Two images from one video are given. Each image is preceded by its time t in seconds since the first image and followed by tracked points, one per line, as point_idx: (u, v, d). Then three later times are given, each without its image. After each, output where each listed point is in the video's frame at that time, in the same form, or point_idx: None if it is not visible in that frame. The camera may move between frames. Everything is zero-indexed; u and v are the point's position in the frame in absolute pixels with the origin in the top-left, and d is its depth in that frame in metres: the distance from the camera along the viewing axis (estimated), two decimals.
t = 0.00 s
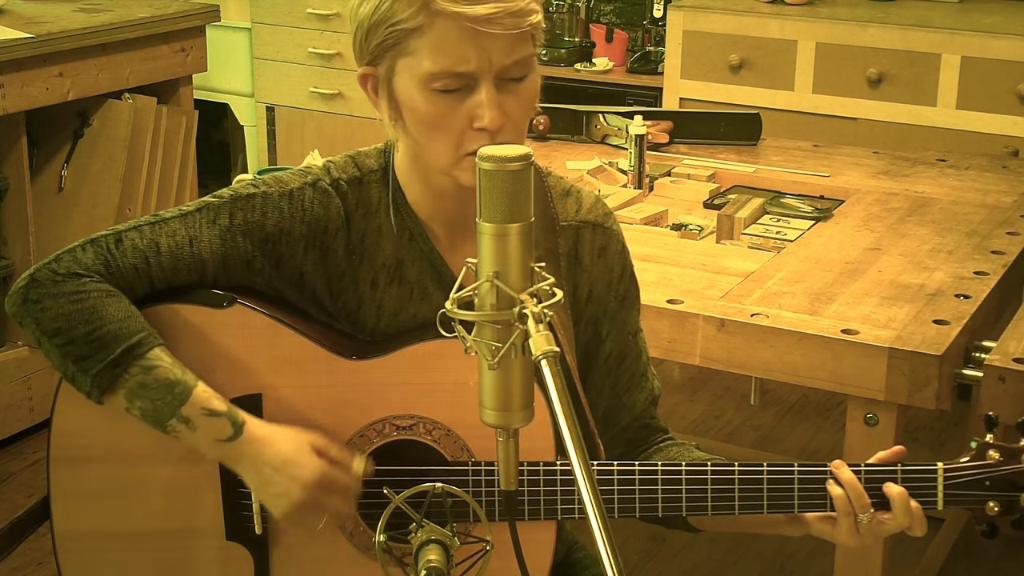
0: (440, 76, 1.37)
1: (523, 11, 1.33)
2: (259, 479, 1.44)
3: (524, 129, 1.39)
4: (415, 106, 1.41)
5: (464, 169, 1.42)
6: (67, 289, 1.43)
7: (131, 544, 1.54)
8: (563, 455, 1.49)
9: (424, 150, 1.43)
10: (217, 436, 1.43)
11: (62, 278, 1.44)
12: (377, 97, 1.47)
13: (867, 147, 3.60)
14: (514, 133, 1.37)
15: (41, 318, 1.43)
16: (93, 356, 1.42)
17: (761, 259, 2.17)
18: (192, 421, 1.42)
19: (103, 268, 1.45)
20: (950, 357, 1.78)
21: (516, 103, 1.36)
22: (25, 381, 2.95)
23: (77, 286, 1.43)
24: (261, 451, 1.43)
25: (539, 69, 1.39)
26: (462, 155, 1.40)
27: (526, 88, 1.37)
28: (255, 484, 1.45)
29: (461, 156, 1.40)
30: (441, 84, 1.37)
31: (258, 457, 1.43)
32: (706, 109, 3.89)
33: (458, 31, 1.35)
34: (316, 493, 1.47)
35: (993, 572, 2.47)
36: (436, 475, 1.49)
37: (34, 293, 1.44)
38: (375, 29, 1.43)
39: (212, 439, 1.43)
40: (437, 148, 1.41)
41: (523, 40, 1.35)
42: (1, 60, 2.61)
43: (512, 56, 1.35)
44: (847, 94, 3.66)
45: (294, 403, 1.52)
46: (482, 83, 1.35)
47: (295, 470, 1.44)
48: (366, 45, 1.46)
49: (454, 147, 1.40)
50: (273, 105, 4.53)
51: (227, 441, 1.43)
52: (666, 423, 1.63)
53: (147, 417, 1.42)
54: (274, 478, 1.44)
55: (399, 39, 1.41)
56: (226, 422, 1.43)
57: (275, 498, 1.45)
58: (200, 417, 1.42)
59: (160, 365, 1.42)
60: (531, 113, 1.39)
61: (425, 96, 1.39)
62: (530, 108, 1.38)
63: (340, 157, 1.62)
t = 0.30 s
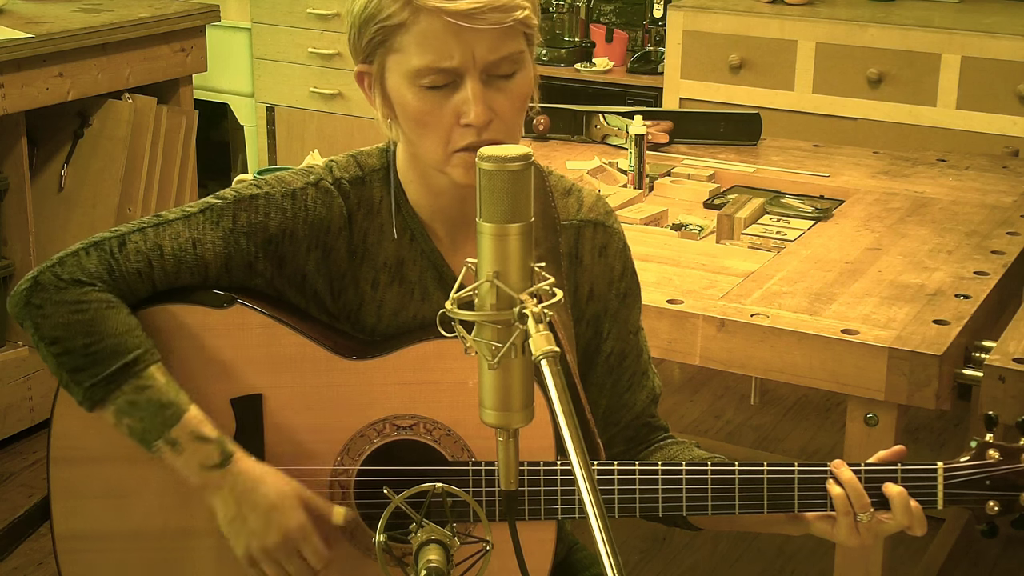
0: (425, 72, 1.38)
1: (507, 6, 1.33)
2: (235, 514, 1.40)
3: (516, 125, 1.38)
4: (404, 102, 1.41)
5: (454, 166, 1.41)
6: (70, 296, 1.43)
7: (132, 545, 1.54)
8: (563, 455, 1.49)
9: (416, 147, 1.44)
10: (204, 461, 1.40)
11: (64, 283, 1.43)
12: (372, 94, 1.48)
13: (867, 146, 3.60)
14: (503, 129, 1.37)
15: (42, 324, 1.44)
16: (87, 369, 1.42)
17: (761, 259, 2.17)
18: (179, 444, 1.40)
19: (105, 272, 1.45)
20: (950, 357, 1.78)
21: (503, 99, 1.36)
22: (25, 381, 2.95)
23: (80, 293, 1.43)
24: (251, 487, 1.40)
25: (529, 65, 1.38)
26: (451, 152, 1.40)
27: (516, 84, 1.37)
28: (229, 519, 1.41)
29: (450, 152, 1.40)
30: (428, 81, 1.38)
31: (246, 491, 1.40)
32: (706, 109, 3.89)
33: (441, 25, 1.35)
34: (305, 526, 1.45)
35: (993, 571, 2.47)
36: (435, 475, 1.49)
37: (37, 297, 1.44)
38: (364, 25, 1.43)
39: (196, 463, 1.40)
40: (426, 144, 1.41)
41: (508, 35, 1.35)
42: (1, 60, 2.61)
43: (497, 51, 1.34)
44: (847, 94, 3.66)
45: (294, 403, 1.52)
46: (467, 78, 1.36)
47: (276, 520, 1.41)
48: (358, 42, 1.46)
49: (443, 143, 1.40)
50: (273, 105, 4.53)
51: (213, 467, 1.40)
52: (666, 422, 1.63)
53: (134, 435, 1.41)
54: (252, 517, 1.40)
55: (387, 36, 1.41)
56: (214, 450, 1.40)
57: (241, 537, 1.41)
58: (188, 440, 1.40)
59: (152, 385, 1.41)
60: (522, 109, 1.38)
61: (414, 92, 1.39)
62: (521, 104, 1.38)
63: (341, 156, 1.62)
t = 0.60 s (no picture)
0: (418, 68, 1.38)
1: (498, 2, 1.33)
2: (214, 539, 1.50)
3: (509, 122, 1.38)
4: (399, 99, 1.41)
5: (448, 163, 1.41)
6: (64, 304, 1.44)
7: (130, 546, 1.53)
8: (563, 455, 1.49)
9: (410, 144, 1.44)
10: (169, 496, 1.47)
11: (61, 289, 1.44)
12: (368, 92, 1.48)
13: (867, 146, 3.59)
14: (496, 126, 1.37)
15: (34, 329, 1.45)
16: (70, 383, 1.44)
17: (761, 259, 2.17)
18: (148, 473, 1.45)
19: (104, 274, 1.45)
20: (950, 358, 1.78)
21: (496, 96, 1.37)
22: (25, 381, 2.95)
23: (73, 302, 1.43)
24: (221, 520, 1.49)
25: (523, 63, 1.39)
26: (445, 148, 1.40)
27: (509, 81, 1.37)
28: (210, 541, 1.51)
29: (444, 150, 1.40)
30: (421, 77, 1.38)
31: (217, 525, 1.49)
32: (706, 109, 3.89)
33: (433, 21, 1.35)
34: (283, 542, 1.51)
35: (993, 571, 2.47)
36: (435, 475, 1.50)
37: (33, 302, 1.44)
38: (359, 23, 1.44)
39: (164, 496, 1.47)
40: (420, 141, 1.41)
41: (500, 31, 1.35)
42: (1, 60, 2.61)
43: (489, 47, 1.35)
44: (847, 94, 3.66)
45: (294, 403, 1.52)
46: (459, 74, 1.36)
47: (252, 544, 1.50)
48: (354, 41, 1.46)
49: (436, 140, 1.40)
50: (273, 105, 4.53)
51: (178, 505, 1.47)
52: (666, 421, 1.63)
53: (109, 453, 1.45)
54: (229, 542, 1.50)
55: (381, 33, 1.41)
56: (179, 488, 1.46)
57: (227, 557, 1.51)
58: (155, 472, 1.45)
59: (129, 411, 1.44)
60: (516, 105, 1.39)
61: (407, 88, 1.40)
62: (513, 101, 1.38)
63: (341, 156, 1.62)
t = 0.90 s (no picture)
0: (407, 64, 1.38)
1: None
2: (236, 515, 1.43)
3: (502, 117, 1.38)
4: (390, 96, 1.41)
5: (440, 160, 1.41)
6: (67, 297, 1.43)
7: (131, 545, 1.54)
8: (563, 455, 1.49)
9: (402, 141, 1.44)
10: (194, 469, 1.41)
11: (61, 285, 1.43)
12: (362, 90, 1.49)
13: (867, 146, 3.59)
14: (487, 121, 1.37)
15: (39, 325, 1.43)
16: (82, 372, 1.41)
17: (761, 259, 2.17)
18: (173, 450, 1.40)
19: (104, 272, 1.45)
20: (950, 358, 1.78)
21: (485, 91, 1.36)
22: (24, 381, 2.95)
23: (76, 294, 1.43)
24: (238, 492, 1.42)
25: (513, 57, 1.38)
26: (436, 145, 1.39)
27: (500, 77, 1.37)
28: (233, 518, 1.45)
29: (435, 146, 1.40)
30: (410, 73, 1.38)
31: (235, 497, 1.42)
32: (706, 109, 3.89)
33: (420, 17, 1.35)
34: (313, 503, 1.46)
35: (992, 572, 2.47)
36: (435, 475, 1.50)
37: (34, 298, 1.43)
38: (351, 21, 1.44)
39: (189, 470, 1.41)
40: (412, 138, 1.41)
41: (487, 25, 1.34)
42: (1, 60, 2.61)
43: (477, 42, 1.34)
44: (847, 94, 3.66)
45: (294, 403, 1.52)
46: (448, 69, 1.36)
47: (271, 515, 1.43)
48: (347, 38, 1.47)
49: (428, 136, 1.40)
50: (273, 105, 4.53)
51: (203, 476, 1.41)
52: (666, 421, 1.63)
53: (129, 438, 1.41)
54: (251, 518, 1.43)
55: (372, 29, 1.41)
56: (203, 457, 1.40)
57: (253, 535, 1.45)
58: (178, 447, 1.40)
59: (146, 390, 1.40)
60: (508, 101, 1.38)
61: (397, 85, 1.40)
62: (505, 96, 1.37)
63: (340, 156, 1.62)
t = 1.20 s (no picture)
0: (404, 62, 1.38)
1: None
2: (243, 513, 1.45)
3: (500, 115, 1.38)
4: (388, 95, 1.41)
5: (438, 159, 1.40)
6: (72, 297, 1.42)
7: (132, 545, 1.54)
8: (564, 454, 1.49)
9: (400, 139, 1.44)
10: (205, 466, 1.43)
11: (65, 285, 1.42)
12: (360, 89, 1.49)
13: (867, 146, 3.60)
14: (485, 118, 1.37)
15: (43, 326, 1.42)
16: (88, 373, 1.42)
17: (761, 259, 2.17)
18: (181, 448, 1.43)
19: (106, 272, 1.44)
20: (950, 357, 1.78)
21: (482, 88, 1.36)
22: (25, 381, 2.95)
23: (80, 294, 1.42)
24: (251, 484, 1.43)
25: (511, 56, 1.38)
26: (434, 142, 1.39)
27: (497, 74, 1.37)
28: (239, 516, 1.46)
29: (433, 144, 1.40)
30: (407, 71, 1.38)
31: (244, 493, 1.44)
32: (706, 109, 3.89)
33: (417, 14, 1.36)
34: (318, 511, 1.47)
35: (992, 572, 2.47)
36: (436, 475, 1.49)
37: (38, 299, 1.42)
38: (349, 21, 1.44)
39: (199, 467, 1.43)
40: (410, 136, 1.41)
41: (483, 22, 1.35)
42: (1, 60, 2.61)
43: (473, 39, 1.35)
44: (847, 94, 3.66)
45: (294, 403, 1.52)
46: (445, 67, 1.36)
47: (278, 515, 1.44)
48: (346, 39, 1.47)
49: (425, 134, 1.39)
50: (273, 105, 4.53)
51: (213, 472, 1.43)
52: (666, 421, 1.63)
53: (137, 436, 1.43)
54: (257, 517, 1.44)
55: (370, 29, 1.42)
56: (214, 453, 1.43)
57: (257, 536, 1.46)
58: (189, 444, 1.43)
59: (154, 390, 1.42)
60: (505, 99, 1.38)
61: (395, 83, 1.40)
62: (502, 94, 1.38)
63: (341, 157, 1.62)
